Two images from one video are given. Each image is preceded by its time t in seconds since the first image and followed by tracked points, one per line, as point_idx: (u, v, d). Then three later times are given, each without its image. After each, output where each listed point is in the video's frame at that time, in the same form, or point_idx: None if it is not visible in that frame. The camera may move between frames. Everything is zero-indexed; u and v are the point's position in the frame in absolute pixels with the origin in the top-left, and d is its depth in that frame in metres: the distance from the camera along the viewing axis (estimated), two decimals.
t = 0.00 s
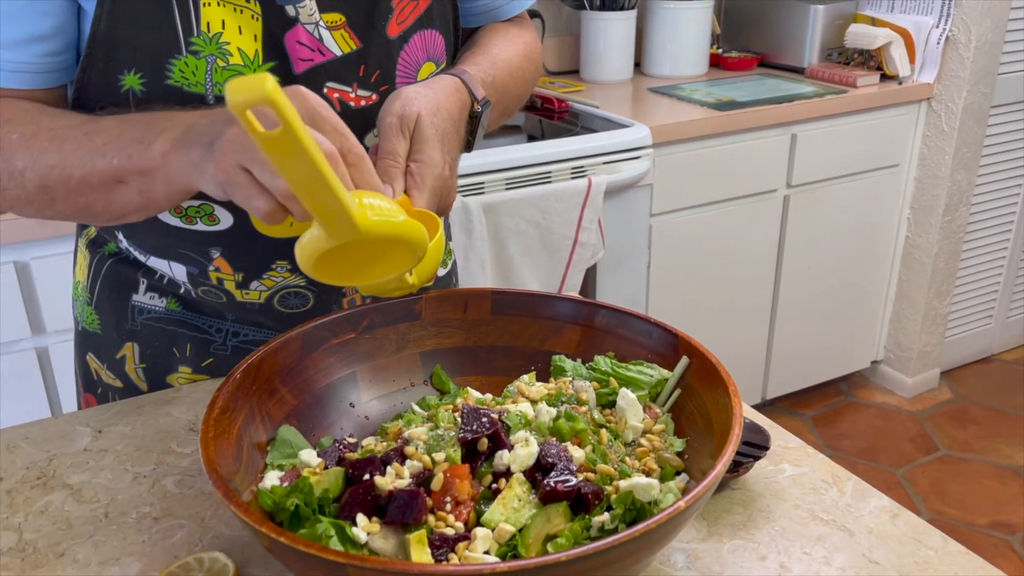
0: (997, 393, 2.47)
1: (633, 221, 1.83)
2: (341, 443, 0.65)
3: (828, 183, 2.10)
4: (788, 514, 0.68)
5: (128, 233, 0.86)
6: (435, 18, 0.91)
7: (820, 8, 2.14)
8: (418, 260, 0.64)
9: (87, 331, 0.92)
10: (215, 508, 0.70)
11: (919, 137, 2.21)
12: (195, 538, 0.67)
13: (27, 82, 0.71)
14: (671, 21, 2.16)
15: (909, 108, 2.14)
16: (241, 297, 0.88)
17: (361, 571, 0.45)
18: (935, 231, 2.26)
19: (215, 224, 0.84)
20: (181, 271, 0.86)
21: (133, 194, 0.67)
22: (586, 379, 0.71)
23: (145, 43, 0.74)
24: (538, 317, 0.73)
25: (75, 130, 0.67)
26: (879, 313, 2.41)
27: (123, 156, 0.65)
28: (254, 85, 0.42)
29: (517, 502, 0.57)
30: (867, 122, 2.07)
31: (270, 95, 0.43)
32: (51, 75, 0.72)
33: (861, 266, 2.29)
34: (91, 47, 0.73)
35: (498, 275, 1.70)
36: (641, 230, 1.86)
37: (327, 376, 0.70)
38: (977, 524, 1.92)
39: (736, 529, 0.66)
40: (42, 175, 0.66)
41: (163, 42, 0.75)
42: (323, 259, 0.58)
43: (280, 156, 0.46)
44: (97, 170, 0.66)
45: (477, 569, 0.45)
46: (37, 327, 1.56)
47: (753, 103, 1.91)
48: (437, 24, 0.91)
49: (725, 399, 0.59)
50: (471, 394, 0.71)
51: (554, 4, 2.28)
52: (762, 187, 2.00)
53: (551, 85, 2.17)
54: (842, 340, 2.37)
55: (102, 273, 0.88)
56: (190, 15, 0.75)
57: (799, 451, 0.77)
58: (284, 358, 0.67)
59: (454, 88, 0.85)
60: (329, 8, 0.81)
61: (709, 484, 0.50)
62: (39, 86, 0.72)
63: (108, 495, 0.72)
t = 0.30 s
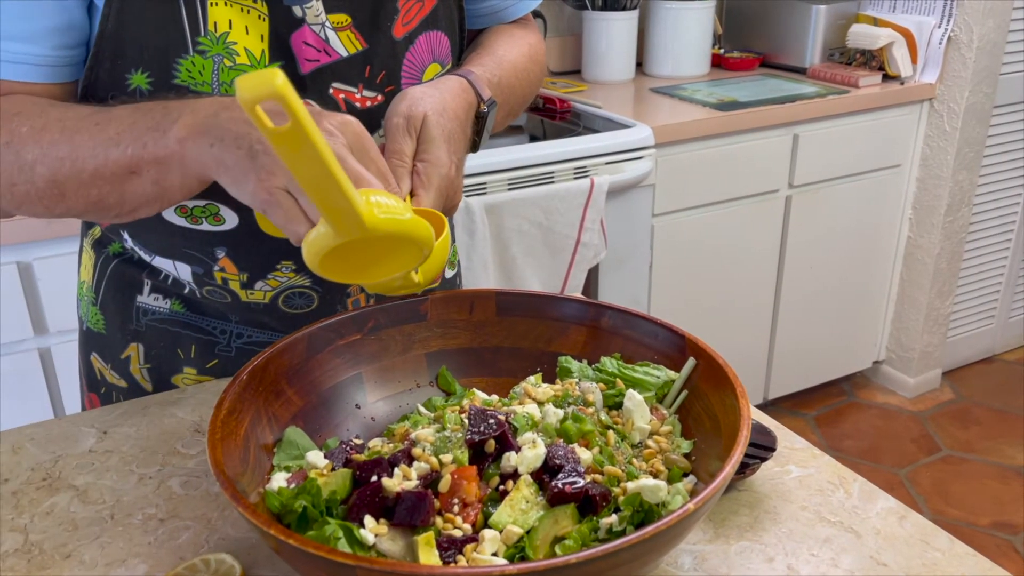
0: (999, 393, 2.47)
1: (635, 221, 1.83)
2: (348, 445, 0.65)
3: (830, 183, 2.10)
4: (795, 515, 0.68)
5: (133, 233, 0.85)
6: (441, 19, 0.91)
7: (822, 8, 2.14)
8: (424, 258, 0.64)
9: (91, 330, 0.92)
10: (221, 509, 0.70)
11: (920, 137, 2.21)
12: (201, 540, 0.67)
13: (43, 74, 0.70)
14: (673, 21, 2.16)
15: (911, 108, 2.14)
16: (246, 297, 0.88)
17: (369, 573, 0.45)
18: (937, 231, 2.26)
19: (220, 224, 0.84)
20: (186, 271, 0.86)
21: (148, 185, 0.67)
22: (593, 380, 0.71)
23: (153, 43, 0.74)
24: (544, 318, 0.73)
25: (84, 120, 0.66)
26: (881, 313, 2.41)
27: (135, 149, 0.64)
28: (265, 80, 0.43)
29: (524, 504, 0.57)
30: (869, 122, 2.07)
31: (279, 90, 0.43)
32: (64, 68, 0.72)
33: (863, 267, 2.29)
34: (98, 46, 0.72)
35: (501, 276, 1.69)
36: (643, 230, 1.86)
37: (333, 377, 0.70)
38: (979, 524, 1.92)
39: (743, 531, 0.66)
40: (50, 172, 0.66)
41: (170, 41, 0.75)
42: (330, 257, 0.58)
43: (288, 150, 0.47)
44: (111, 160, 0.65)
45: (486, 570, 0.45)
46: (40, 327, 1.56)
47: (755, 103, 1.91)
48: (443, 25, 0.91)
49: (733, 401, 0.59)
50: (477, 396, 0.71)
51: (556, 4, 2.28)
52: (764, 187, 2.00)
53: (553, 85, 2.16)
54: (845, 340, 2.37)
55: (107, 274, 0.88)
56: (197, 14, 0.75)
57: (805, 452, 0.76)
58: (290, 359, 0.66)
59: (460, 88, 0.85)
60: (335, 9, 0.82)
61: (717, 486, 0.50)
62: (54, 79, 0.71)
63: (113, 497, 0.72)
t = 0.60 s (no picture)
0: (999, 393, 2.47)
1: (637, 221, 1.83)
2: (354, 444, 0.65)
3: (830, 184, 2.10)
4: (800, 514, 0.68)
5: (139, 233, 0.85)
6: (448, 20, 0.91)
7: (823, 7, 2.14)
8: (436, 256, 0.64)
9: (96, 330, 0.92)
10: (226, 508, 0.70)
11: (921, 137, 2.21)
12: (206, 539, 0.67)
13: (45, 78, 0.70)
14: (675, 21, 2.16)
15: (912, 108, 2.14)
16: (253, 297, 0.88)
17: (377, 571, 0.45)
18: (938, 231, 2.26)
19: (226, 224, 0.84)
20: (193, 270, 0.86)
21: (128, 207, 0.66)
22: (598, 380, 0.71)
23: (162, 44, 0.75)
24: (549, 318, 0.73)
25: (89, 128, 0.67)
26: (882, 313, 2.41)
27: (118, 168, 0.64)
28: (298, 73, 0.44)
29: (530, 503, 0.57)
30: (871, 122, 2.07)
31: (312, 82, 0.44)
32: (70, 71, 0.72)
33: (864, 267, 2.29)
34: (106, 47, 0.73)
35: (502, 276, 1.70)
36: (645, 230, 1.86)
37: (339, 377, 0.70)
38: (980, 524, 1.92)
39: (748, 530, 0.66)
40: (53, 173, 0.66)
41: (179, 41, 0.75)
42: (344, 253, 0.58)
43: (316, 143, 0.47)
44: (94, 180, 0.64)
45: (494, 569, 0.45)
46: (42, 327, 1.56)
47: (757, 103, 1.91)
48: (449, 26, 0.91)
49: (738, 400, 0.59)
50: (482, 395, 0.71)
51: (557, 4, 2.28)
52: (765, 187, 2.00)
53: (554, 85, 2.17)
54: (846, 340, 2.37)
55: (113, 274, 0.88)
56: (206, 14, 0.75)
57: (809, 452, 0.77)
58: (295, 359, 0.67)
59: (467, 88, 0.85)
60: (343, 9, 0.82)
61: (723, 485, 0.51)
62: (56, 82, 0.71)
63: (118, 496, 0.72)
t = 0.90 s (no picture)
0: (999, 393, 2.47)
1: (637, 221, 1.83)
2: (354, 441, 0.65)
3: (830, 183, 2.10)
4: (800, 512, 0.68)
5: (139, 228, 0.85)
6: (444, 18, 0.91)
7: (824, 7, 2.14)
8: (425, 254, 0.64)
9: (97, 325, 0.92)
10: (226, 506, 0.70)
11: (922, 137, 2.21)
12: (207, 537, 0.67)
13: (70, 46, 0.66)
14: (675, 20, 2.16)
15: (912, 108, 2.14)
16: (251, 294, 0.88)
17: (378, 569, 0.45)
18: (938, 231, 2.26)
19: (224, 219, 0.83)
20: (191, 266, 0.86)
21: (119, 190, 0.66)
22: (598, 377, 0.71)
23: (158, 36, 0.74)
24: (551, 316, 0.73)
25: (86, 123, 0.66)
26: (882, 312, 2.41)
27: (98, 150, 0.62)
28: (264, 44, 0.47)
29: (530, 501, 0.57)
30: (871, 122, 2.07)
31: (277, 54, 0.47)
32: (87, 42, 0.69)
33: (864, 266, 2.29)
34: (104, 38, 0.71)
35: (503, 275, 1.69)
36: (645, 229, 1.86)
37: (338, 374, 0.70)
38: (981, 524, 1.92)
39: (748, 528, 0.66)
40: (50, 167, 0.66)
41: (174, 35, 0.75)
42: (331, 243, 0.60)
43: (283, 113, 0.50)
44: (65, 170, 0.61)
45: (495, 567, 0.45)
46: (43, 326, 1.56)
47: (757, 102, 1.91)
48: (446, 24, 0.91)
49: (739, 397, 0.59)
50: (483, 393, 0.71)
51: (557, 3, 2.28)
52: (766, 186, 2.00)
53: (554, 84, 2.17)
54: (846, 339, 2.37)
55: (113, 270, 0.87)
56: (201, 10, 0.75)
57: (809, 450, 0.76)
58: (295, 356, 0.66)
59: (467, 90, 0.85)
60: (338, 6, 0.82)
61: (723, 482, 0.50)
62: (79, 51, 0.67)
63: (118, 494, 0.72)
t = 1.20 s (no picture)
0: (999, 393, 2.47)
1: (637, 220, 1.83)
2: (355, 440, 0.65)
3: (830, 183, 2.10)
4: (800, 511, 0.68)
5: (139, 228, 0.84)
6: (450, 18, 0.90)
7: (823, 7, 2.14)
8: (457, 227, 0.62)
9: (98, 329, 0.92)
10: (227, 505, 0.70)
11: (922, 137, 2.21)
12: (208, 536, 0.67)
13: (28, 62, 0.70)
14: (675, 20, 2.16)
15: (912, 108, 2.14)
16: (251, 294, 0.88)
17: (379, 567, 0.46)
18: (938, 231, 2.26)
19: (226, 219, 0.84)
20: (192, 267, 0.85)
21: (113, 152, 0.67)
22: (599, 377, 0.71)
23: (163, 31, 0.75)
24: (551, 315, 0.73)
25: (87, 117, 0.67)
26: (882, 312, 2.42)
27: (105, 109, 0.65)
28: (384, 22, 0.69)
29: (531, 499, 0.57)
30: (871, 122, 2.07)
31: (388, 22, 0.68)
32: (66, 56, 0.72)
33: (864, 266, 2.29)
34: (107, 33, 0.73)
35: (503, 275, 1.69)
36: (645, 229, 1.86)
37: (338, 374, 0.70)
38: (981, 524, 1.92)
39: (748, 527, 0.66)
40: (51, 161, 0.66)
41: (178, 30, 0.75)
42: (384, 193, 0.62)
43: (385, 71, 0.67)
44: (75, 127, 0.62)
45: (496, 566, 0.45)
46: (44, 326, 1.57)
47: (757, 102, 1.91)
48: (452, 24, 0.91)
49: (739, 398, 0.59)
50: (483, 392, 0.71)
51: (557, 3, 2.29)
52: (765, 186, 2.00)
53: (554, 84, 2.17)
54: (846, 339, 2.37)
55: (114, 272, 0.88)
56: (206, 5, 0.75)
57: (809, 449, 0.77)
58: (296, 356, 0.67)
59: (468, 97, 0.83)
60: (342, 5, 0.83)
61: (724, 481, 0.51)
62: (44, 66, 0.71)
63: (120, 493, 0.72)
